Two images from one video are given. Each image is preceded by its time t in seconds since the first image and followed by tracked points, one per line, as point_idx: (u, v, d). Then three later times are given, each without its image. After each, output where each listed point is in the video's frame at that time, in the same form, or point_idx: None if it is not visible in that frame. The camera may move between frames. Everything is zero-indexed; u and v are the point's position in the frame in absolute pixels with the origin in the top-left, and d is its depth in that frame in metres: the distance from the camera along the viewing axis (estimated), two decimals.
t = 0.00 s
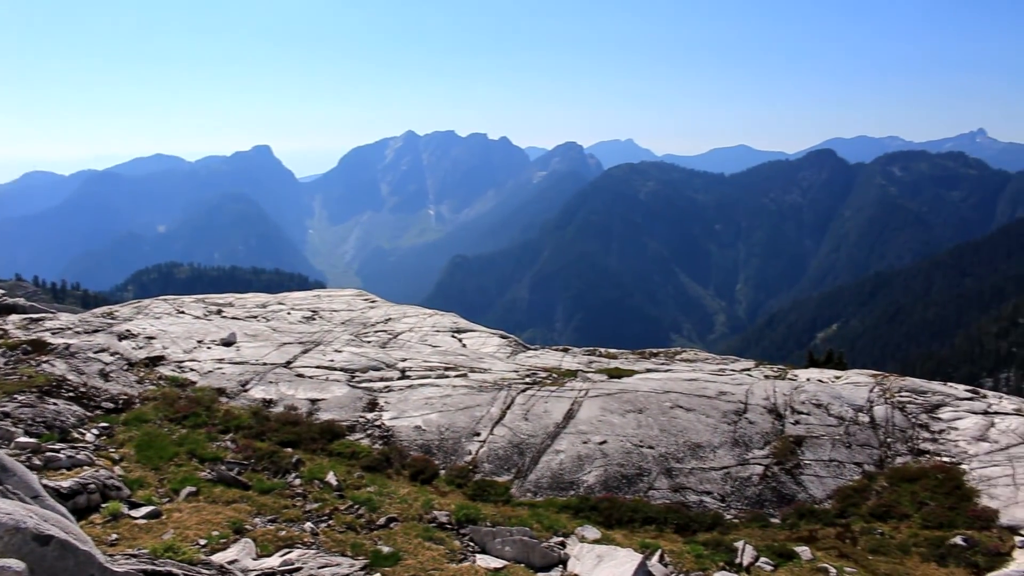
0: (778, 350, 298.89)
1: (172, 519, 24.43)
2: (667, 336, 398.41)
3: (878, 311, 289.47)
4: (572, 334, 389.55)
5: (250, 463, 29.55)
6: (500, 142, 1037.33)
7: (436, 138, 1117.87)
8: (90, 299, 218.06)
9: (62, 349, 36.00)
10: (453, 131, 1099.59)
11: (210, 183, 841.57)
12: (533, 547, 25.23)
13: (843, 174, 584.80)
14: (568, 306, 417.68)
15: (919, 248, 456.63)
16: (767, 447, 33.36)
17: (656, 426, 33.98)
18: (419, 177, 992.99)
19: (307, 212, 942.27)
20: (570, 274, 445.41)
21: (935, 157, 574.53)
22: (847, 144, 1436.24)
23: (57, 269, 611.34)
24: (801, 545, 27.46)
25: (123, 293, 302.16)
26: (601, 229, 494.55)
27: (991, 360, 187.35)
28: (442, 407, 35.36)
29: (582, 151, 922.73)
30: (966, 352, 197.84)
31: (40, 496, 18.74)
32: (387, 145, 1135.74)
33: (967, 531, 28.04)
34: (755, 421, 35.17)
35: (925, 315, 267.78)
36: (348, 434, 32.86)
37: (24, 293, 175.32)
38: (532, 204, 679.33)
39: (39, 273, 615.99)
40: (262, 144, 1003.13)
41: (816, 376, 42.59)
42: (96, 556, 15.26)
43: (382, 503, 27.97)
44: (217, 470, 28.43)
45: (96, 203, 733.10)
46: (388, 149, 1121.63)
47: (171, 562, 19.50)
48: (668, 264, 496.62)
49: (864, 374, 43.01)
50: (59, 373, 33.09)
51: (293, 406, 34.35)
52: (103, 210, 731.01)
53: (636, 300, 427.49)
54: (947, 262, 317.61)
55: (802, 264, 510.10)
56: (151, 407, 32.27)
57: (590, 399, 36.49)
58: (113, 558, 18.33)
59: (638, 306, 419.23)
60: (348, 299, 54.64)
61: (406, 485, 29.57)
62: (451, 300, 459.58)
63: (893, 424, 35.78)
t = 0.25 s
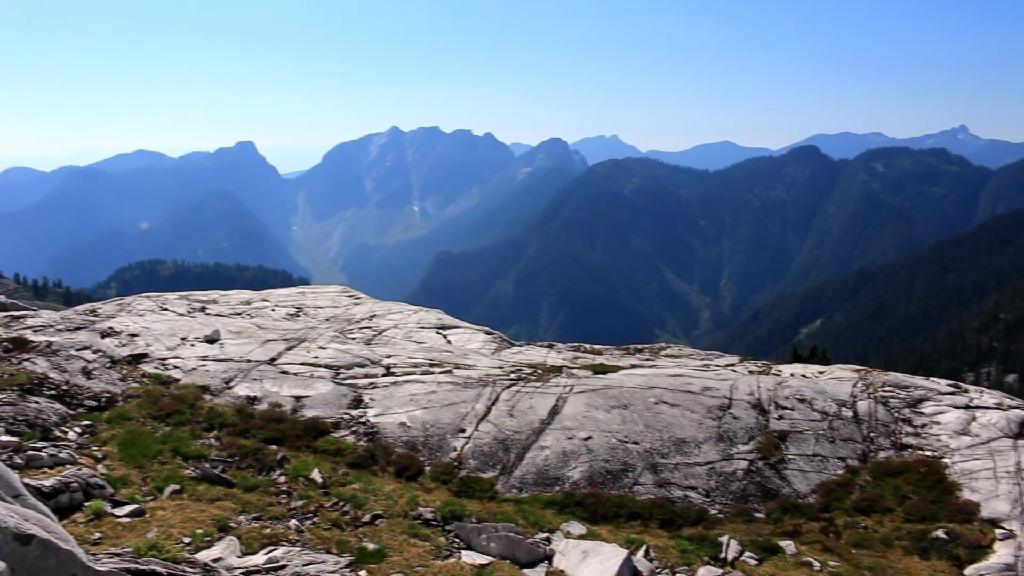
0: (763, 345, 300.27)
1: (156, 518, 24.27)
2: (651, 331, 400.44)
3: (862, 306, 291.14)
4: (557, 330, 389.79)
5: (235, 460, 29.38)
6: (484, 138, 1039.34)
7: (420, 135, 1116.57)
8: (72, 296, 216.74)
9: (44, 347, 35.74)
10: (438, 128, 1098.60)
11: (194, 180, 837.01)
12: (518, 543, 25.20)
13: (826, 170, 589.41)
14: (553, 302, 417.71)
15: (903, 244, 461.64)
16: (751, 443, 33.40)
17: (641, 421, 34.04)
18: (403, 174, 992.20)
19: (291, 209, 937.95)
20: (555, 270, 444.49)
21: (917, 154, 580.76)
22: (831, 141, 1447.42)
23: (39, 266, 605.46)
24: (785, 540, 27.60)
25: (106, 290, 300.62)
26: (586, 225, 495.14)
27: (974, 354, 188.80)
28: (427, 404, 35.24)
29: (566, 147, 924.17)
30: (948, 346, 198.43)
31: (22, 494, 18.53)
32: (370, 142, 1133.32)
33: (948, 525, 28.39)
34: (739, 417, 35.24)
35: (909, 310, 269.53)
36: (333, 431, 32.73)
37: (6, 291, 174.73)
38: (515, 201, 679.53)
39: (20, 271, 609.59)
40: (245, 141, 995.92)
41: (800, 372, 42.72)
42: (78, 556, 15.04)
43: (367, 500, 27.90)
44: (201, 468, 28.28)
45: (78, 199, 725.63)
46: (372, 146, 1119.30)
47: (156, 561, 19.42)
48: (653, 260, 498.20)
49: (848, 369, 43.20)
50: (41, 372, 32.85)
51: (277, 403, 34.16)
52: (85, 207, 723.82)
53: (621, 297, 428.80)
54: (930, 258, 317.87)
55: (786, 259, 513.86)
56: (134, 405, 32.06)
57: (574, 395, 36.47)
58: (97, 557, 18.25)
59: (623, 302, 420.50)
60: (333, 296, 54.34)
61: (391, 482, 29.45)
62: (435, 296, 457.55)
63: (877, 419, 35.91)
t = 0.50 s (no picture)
0: (746, 342, 301.85)
1: (139, 518, 24.08)
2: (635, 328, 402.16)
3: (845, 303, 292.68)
4: (541, 328, 390.15)
5: (218, 460, 29.17)
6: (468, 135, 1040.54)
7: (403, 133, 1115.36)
8: (53, 294, 215.23)
9: (25, 346, 35.38)
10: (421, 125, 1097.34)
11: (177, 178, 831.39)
12: (503, 540, 25.10)
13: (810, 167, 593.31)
14: (538, 300, 417.74)
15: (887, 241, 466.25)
16: (735, 439, 33.46)
17: (625, 418, 34.03)
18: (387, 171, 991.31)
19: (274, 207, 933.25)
20: (539, 268, 443.88)
21: (901, 152, 585.64)
22: (814, 137, 1457.68)
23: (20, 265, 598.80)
24: (769, 535, 27.67)
25: (88, 289, 298.37)
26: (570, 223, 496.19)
27: (955, 350, 189.93)
28: (411, 402, 35.14)
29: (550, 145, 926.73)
30: (930, 342, 199.01)
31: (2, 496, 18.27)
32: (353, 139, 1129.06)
33: (931, 519, 28.57)
34: (723, 413, 35.26)
35: (891, 307, 271.10)
36: (317, 430, 32.62)
37: None
38: (498, 198, 679.60)
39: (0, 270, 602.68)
40: (228, 138, 987.57)
41: (782, 368, 42.89)
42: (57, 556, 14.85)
43: (352, 499, 27.74)
44: (184, 467, 28.05)
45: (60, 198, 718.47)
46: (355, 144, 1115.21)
47: (138, 561, 19.28)
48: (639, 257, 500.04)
49: (830, 365, 43.44)
50: (22, 370, 32.58)
51: (261, 402, 33.98)
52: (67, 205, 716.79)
53: (605, 294, 429.79)
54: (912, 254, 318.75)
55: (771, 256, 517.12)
56: (117, 403, 31.81)
57: (559, 393, 36.37)
58: (77, 559, 18.08)
59: (607, 299, 421.65)
60: (317, 294, 54.10)
61: (376, 480, 29.32)
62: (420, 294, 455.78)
63: (860, 415, 36.05)
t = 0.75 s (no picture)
0: (729, 343, 304.48)
1: (119, 521, 23.81)
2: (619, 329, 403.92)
3: (827, 303, 294.88)
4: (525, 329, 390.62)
5: (200, 461, 29.08)
6: (450, 137, 1043.62)
7: (386, 134, 1115.80)
8: (33, 296, 213.67)
9: (5, 349, 35.20)
10: (404, 127, 1098.59)
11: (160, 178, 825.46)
12: (487, 541, 25.04)
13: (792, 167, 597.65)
14: (521, 301, 418.33)
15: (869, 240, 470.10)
16: (718, 439, 33.54)
17: (608, 419, 34.05)
18: (369, 172, 991.19)
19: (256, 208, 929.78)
20: (521, 269, 444.86)
21: (881, 153, 591.44)
22: (798, 138, 1471.35)
23: None
24: (751, 534, 27.75)
25: (69, 291, 296.80)
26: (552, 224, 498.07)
27: (935, 349, 191.48)
28: (395, 403, 35.07)
29: (533, 146, 930.94)
30: (911, 342, 200.30)
31: None
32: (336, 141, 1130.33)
33: (911, 518, 28.79)
34: (706, 414, 35.40)
35: (873, 307, 272.91)
36: (300, 432, 32.49)
37: None
38: (480, 200, 681.15)
39: None
40: (210, 140, 981.75)
41: (765, 368, 43.00)
42: (33, 560, 14.87)
43: (334, 501, 27.57)
44: (165, 470, 27.84)
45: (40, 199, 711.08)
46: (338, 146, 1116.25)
47: (119, 566, 19.29)
48: (622, 258, 502.63)
49: (812, 365, 43.67)
50: (2, 373, 32.41)
51: (243, 404, 33.80)
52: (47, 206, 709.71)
53: (587, 295, 431.55)
54: (893, 255, 319.86)
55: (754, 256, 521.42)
56: (97, 406, 31.55)
57: (542, 394, 36.39)
58: (55, 565, 18.03)
59: (589, 300, 423.32)
60: (300, 295, 53.86)
61: (359, 482, 29.24)
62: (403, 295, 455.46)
63: (841, 414, 36.27)
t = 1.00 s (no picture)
0: (711, 347, 308.05)
1: (98, 528, 23.57)
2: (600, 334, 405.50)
3: (806, 307, 296.84)
4: (505, 333, 390.64)
5: (179, 468, 28.74)
6: (433, 141, 1044.77)
7: (368, 138, 1115.22)
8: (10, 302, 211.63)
9: None
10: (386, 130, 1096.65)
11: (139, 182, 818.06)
12: (468, 546, 24.91)
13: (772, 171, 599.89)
14: (502, 305, 417.73)
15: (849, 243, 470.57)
16: (699, 443, 33.63)
17: (589, 423, 34.07)
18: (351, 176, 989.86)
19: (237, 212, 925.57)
20: (502, 273, 444.87)
21: (859, 158, 594.47)
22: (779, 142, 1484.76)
23: None
24: (732, 537, 27.80)
25: (47, 296, 294.62)
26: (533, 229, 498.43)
27: (913, 352, 192.68)
28: (376, 408, 34.92)
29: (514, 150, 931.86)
30: (890, 346, 200.77)
31: None
32: (318, 145, 1128.52)
33: (891, 519, 28.97)
34: (687, 418, 35.48)
35: (852, 311, 272.33)
36: (280, 437, 32.28)
37: None
38: (460, 205, 680.85)
39: None
40: (190, 143, 975.22)
41: (745, 372, 43.24)
42: None
43: (315, 507, 27.39)
44: (144, 476, 27.60)
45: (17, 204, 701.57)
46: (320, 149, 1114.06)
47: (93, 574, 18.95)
48: (602, 262, 503.71)
49: (792, 368, 43.94)
50: None
51: (223, 409, 33.57)
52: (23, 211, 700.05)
53: (568, 299, 432.86)
54: (873, 259, 320.32)
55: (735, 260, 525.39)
56: (75, 413, 31.20)
57: (523, 398, 36.39)
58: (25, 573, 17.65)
59: (570, 305, 424.55)
60: (281, 299, 53.65)
61: (340, 488, 29.12)
62: (383, 300, 454.60)
63: (821, 417, 36.47)
